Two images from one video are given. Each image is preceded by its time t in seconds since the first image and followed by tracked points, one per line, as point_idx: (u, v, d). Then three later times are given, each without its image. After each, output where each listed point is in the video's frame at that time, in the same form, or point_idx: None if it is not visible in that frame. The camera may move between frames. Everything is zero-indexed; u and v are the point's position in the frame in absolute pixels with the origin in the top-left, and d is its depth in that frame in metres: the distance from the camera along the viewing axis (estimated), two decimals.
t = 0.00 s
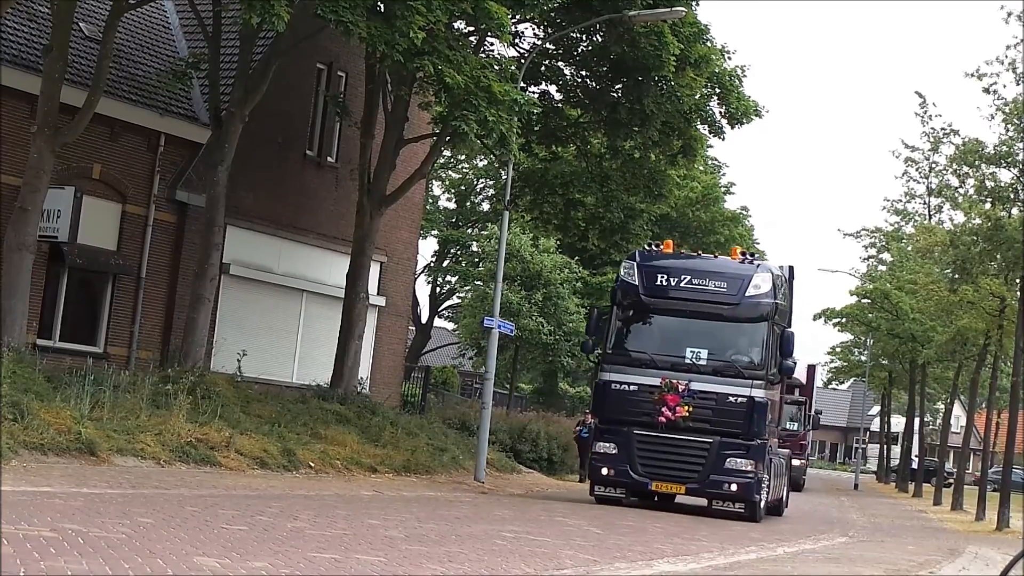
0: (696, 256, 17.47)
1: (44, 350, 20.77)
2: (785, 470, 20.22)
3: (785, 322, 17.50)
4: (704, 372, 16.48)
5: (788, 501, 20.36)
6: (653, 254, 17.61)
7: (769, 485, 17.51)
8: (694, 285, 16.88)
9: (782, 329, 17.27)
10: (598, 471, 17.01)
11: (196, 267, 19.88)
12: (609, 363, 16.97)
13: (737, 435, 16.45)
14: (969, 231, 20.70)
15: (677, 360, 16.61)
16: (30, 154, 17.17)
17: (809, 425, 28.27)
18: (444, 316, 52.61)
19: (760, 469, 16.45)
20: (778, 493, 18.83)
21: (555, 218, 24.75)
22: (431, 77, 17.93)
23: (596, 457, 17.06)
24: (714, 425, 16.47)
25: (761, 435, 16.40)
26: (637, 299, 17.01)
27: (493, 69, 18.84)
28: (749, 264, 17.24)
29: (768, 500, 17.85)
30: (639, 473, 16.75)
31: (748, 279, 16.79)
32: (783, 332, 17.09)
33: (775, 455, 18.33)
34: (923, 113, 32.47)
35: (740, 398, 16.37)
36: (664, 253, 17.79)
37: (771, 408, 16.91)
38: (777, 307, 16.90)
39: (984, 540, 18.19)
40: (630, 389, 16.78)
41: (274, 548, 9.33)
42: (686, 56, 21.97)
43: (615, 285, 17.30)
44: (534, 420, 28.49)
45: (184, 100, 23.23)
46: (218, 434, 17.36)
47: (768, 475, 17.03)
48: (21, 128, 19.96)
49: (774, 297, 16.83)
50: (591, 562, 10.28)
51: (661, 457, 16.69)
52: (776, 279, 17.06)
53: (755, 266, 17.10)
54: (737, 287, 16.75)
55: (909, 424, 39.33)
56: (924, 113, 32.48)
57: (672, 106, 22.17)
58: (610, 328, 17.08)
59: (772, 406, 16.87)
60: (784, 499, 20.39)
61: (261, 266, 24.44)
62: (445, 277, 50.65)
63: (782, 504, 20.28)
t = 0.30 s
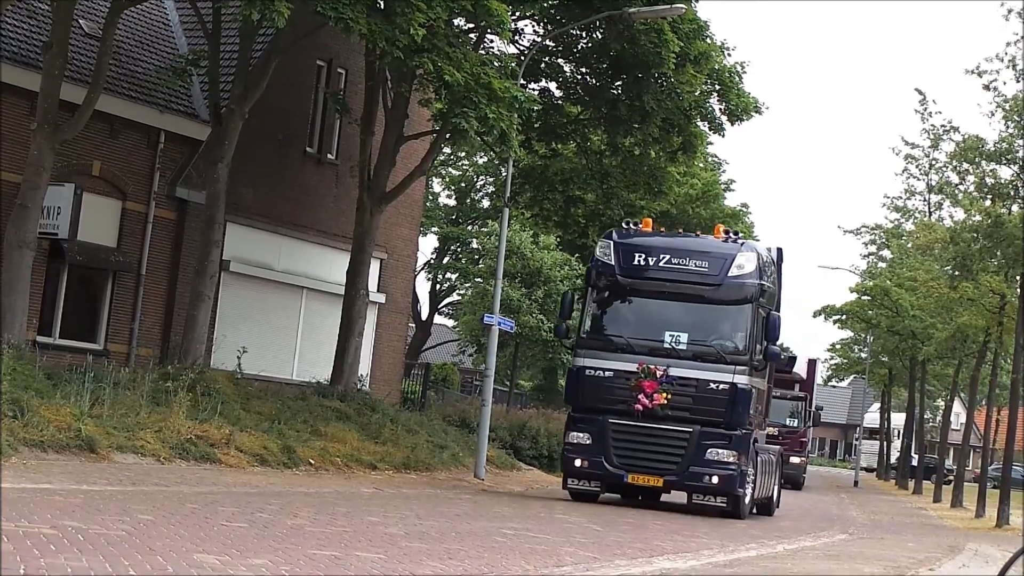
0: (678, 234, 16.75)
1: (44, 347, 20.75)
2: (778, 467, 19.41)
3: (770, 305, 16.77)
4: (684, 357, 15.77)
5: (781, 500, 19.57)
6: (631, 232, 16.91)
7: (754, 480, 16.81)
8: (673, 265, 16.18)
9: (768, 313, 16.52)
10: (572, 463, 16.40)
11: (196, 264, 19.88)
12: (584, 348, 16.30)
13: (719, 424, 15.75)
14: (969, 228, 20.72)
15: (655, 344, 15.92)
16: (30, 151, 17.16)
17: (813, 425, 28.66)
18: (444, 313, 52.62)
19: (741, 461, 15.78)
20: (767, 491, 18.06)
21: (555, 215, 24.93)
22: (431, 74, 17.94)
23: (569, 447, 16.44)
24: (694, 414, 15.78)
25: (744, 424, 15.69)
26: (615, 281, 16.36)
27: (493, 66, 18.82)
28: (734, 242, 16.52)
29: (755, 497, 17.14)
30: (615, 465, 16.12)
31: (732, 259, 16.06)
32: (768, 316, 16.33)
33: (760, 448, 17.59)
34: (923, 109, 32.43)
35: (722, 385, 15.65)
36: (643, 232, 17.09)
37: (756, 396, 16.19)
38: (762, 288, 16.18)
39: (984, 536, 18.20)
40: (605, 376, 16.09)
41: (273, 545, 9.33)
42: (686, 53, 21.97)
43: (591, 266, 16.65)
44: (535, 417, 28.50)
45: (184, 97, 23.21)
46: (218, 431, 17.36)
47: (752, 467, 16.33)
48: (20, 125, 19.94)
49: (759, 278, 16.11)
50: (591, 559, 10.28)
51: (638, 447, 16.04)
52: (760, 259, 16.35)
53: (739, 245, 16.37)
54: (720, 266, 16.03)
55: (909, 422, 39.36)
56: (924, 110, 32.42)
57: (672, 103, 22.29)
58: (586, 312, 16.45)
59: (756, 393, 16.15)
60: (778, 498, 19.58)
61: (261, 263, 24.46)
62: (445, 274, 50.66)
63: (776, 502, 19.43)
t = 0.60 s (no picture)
0: (653, 210, 15.85)
1: (44, 344, 20.75)
2: (767, 460, 18.72)
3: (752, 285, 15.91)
4: (659, 341, 14.93)
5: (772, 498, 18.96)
6: (603, 209, 16.00)
7: (736, 475, 16.00)
8: (648, 243, 15.30)
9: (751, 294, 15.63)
10: (538, 456, 15.44)
11: (197, 261, 19.87)
12: (552, 333, 15.39)
13: (696, 413, 14.90)
14: (969, 225, 20.73)
15: (630, 328, 15.06)
16: (29, 148, 17.15)
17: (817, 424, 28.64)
18: (444, 310, 52.64)
19: (720, 454, 14.94)
20: (755, 489, 17.44)
21: (555, 213, 24.65)
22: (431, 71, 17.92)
23: (536, 439, 15.52)
24: (669, 402, 14.91)
25: (723, 413, 14.84)
26: (584, 261, 15.47)
27: (494, 63, 18.80)
28: (713, 219, 15.66)
29: (741, 495, 16.48)
30: (585, 459, 15.21)
31: (710, 237, 15.20)
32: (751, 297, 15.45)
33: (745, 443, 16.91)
34: (923, 107, 32.42)
35: (700, 370, 14.79)
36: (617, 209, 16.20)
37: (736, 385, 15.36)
38: (743, 268, 15.32)
39: (984, 534, 18.20)
40: (575, 362, 15.19)
41: (273, 543, 9.33)
42: (686, 50, 21.98)
43: (560, 245, 15.77)
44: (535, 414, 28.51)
45: (184, 94, 23.21)
46: (218, 428, 17.35)
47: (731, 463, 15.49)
48: (20, 123, 19.94)
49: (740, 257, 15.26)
50: (590, 557, 10.28)
51: (609, 440, 15.14)
52: (741, 237, 15.48)
53: (718, 222, 15.49)
54: (697, 244, 15.17)
55: (909, 419, 39.38)
56: (924, 107, 32.42)
57: (671, 100, 22.24)
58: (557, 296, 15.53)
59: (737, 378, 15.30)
60: (767, 494, 18.95)
61: (262, 260, 24.47)
62: (446, 272, 50.78)
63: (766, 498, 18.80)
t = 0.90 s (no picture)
0: (623, 191, 15.12)
1: (43, 343, 20.73)
2: (752, 456, 18.12)
3: (729, 272, 15.21)
4: (627, 333, 14.21)
5: (758, 496, 18.38)
6: (568, 190, 15.22)
7: (714, 474, 15.38)
8: (616, 227, 14.56)
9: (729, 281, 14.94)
10: (498, 454, 14.73)
11: (196, 260, 19.86)
12: (514, 323, 14.64)
13: (667, 411, 14.21)
14: (969, 224, 20.75)
15: (597, 319, 14.34)
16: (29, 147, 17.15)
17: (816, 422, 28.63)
18: (444, 309, 52.63)
19: (692, 453, 14.28)
20: (736, 488, 16.87)
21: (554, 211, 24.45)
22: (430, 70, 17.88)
23: (497, 437, 14.83)
24: (638, 398, 14.23)
25: (695, 410, 14.17)
26: (547, 245, 14.71)
27: (494, 62, 18.80)
28: (688, 201, 14.96)
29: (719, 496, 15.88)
30: (547, 458, 14.51)
31: (684, 221, 14.51)
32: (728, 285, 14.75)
33: (724, 441, 16.33)
34: (923, 105, 32.42)
35: (670, 364, 14.11)
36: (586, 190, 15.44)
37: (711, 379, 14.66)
38: (719, 254, 14.63)
39: (985, 534, 18.19)
40: (538, 354, 14.50)
41: (273, 541, 9.33)
42: (686, 48, 22.04)
43: (523, 228, 15.02)
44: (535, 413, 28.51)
45: (184, 94, 23.21)
46: (217, 426, 17.34)
47: (706, 463, 14.81)
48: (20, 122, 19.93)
49: (716, 242, 14.56)
50: (590, 555, 10.29)
51: (574, 438, 14.45)
52: (717, 221, 14.80)
53: (693, 205, 14.80)
54: (670, 229, 14.46)
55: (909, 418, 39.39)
56: (924, 106, 32.44)
57: (671, 98, 22.21)
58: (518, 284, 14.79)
59: (712, 372, 14.61)
60: (752, 491, 18.35)
61: (262, 259, 24.46)
62: (446, 271, 50.85)
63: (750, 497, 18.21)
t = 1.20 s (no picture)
0: (583, 166, 14.45)
1: (43, 342, 20.71)
2: (732, 452, 17.42)
3: (701, 251, 14.52)
4: (589, 317, 13.51)
5: (741, 493, 17.71)
6: (525, 166, 14.52)
7: (685, 471, 14.65)
8: (576, 203, 13.90)
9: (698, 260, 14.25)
10: (451, 450, 13.94)
11: (196, 258, 19.87)
12: (468, 307, 13.88)
13: (632, 402, 13.50)
14: (969, 223, 20.77)
15: (557, 301, 13.63)
16: (29, 146, 17.13)
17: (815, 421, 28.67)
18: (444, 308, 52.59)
19: (659, 447, 13.58)
20: (713, 485, 16.18)
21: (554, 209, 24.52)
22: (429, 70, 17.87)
23: (449, 431, 14.03)
24: (600, 387, 13.51)
25: (662, 401, 13.49)
26: (503, 222, 14.01)
27: (494, 62, 18.80)
28: (655, 175, 14.33)
29: (693, 494, 15.15)
30: (503, 453, 13.73)
31: (650, 196, 13.86)
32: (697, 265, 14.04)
33: (699, 434, 15.64)
34: (923, 104, 32.44)
35: (635, 351, 13.39)
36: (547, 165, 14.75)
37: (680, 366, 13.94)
38: (688, 232, 13.97)
39: (984, 533, 18.22)
40: (493, 341, 13.76)
41: (274, 540, 9.33)
42: (686, 47, 22.14)
43: (479, 205, 14.31)
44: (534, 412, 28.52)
45: (184, 93, 23.19)
46: (217, 426, 17.33)
47: (675, 457, 14.10)
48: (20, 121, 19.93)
49: (684, 218, 13.91)
50: (590, 554, 10.29)
51: (532, 432, 13.68)
52: (686, 196, 14.16)
53: (659, 180, 14.13)
54: (634, 205, 13.80)
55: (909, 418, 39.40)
56: (924, 105, 32.45)
57: (671, 97, 22.19)
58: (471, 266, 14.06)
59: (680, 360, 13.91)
60: (733, 488, 17.65)
61: (262, 259, 24.46)
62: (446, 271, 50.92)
63: (731, 494, 17.51)
